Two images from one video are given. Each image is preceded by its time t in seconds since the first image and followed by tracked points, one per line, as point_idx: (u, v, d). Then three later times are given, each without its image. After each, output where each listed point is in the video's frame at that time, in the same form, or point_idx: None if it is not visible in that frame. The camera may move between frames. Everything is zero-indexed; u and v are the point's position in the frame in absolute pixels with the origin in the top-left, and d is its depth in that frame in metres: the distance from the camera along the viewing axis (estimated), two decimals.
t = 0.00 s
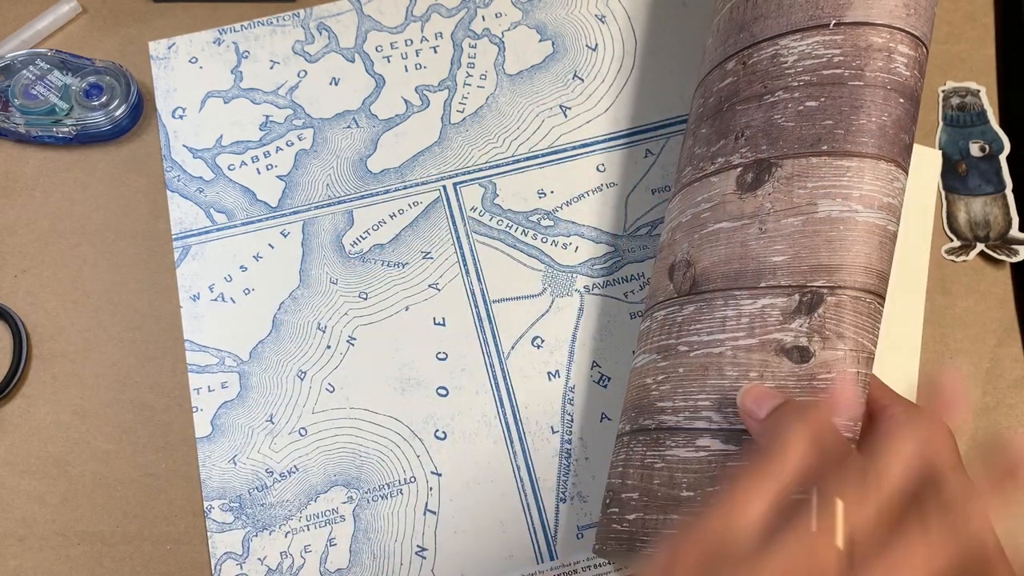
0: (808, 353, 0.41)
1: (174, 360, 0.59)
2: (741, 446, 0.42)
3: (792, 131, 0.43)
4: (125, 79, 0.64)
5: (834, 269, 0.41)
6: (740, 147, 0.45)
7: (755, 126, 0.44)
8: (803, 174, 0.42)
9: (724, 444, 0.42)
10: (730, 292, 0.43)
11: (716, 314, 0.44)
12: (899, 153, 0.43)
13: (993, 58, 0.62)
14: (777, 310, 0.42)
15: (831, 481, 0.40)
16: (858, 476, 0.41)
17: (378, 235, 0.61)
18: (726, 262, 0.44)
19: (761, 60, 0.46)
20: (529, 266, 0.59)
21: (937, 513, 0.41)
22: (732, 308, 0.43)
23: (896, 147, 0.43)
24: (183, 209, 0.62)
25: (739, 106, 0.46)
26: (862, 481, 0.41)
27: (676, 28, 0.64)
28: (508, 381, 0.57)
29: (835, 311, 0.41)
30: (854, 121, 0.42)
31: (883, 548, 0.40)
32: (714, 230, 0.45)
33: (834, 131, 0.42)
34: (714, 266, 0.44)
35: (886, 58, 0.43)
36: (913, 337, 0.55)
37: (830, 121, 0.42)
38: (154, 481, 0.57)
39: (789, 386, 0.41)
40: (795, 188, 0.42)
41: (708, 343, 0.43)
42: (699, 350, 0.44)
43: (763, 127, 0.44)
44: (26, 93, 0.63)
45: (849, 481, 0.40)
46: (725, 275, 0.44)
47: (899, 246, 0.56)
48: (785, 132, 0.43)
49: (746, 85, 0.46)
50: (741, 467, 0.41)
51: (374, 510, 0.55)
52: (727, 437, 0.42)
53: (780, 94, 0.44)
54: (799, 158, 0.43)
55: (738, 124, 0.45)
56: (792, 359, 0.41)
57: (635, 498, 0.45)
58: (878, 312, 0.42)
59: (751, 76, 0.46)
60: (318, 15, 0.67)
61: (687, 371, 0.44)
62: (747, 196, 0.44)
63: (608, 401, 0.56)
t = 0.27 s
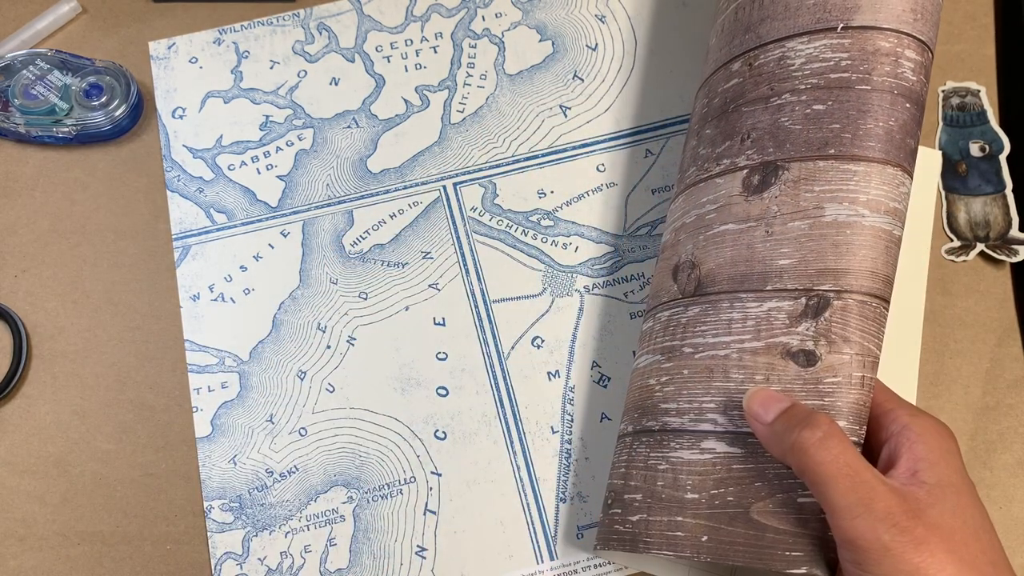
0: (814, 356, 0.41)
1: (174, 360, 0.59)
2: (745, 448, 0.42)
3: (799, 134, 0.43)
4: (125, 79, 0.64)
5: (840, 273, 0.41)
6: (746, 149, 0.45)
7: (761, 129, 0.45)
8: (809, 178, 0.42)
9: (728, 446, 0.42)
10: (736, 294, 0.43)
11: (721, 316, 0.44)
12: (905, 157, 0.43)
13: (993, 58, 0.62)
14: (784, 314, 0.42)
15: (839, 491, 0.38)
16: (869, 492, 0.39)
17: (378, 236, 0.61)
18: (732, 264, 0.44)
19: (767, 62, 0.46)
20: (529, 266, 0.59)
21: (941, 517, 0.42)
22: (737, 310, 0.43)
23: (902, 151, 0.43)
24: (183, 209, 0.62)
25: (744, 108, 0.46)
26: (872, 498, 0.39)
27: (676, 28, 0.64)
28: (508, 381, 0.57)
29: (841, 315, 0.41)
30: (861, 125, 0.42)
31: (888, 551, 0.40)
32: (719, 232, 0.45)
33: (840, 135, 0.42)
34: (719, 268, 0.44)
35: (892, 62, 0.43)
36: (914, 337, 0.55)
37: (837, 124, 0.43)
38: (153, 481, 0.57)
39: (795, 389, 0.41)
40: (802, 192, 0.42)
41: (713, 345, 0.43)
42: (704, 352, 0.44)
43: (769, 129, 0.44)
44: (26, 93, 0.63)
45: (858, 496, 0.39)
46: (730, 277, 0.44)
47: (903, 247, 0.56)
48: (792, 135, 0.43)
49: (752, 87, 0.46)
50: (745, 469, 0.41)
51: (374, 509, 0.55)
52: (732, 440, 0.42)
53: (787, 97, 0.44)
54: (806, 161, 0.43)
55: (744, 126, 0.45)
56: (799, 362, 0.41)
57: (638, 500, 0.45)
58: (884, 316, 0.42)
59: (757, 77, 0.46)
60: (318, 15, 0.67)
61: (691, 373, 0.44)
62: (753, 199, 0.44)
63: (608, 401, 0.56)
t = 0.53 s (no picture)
0: (816, 357, 0.41)
1: (174, 360, 0.59)
2: (747, 448, 0.42)
3: (800, 134, 0.43)
4: (125, 79, 0.64)
5: (842, 274, 0.41)
6: (748, 149, 0.45)
7: (762, 129, 0.45)
8: (811, 179, 0.42)
9: (730, 447, 0.42)
10: (738, 294, 0.43)
11: (723, 316, 0.44)
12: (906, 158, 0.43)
13: (993, 58, 0.62)
14: (786, 314, 0.42)
15: (841, 492, 0.38)
16: (871, 492, 0.39)
17: (378, 236, 0.61)
18: (733, 265, 0.44)
19: (769, 62, 0.46)
20: (529, 266, 0.59)
21: (942, 517, 0.42)
22: (739, 311, 0.43)
23: (904, 153, 0.43)
24: (183, 209, 0.62)
25: (746, 109, 0.46)
26: (874, 498, 0.39)
27: (676, 28, 0.64)
28: (508, 381, 0.57)
29: (843, 315, 0.41)
30: (862, 126, 0.42)
31: (890, 552, 0.40)
32: (721, 232, 0.45)
33: (842, 136, 0.42)
34: (720, 268, 0.44)
35: (894, 64, 0.43)
36: (914, 337, 0.55)
37: (839, 125, 0.43)
38: (153, 481, 0.57)
39: (796, 389, 0.41)
40: (804, 193, 0.42)
41: (715, 346, 0.43)
42: (705, 352, 0.44)
43: (771, 130, 0.44)
44: (26, 93, 0.63)
45: (860, 496, 0.39)
46: (731, 278, 0.44)
47: (904, 247, 0.56)
48: (794, 136, 0.43)
49: (754, 87, 0.46)
50: (747, 470, 0.41)
51: (374, 510, 0.55)
52: (734, 440, 0.42)
53: (789, 97, 0.44)
54: (808, 162, 0.43)
55: (745, 126, 0.45)
56: (800, 363, 0.41)
57: (639, 500, 0.45)
58: (885, 317, 0.42)
59: (759, 78, 0.46)
60: (318, 15, 0.67)
61: (693, 373, 0.44)
62: (755, 199, 0.44)
63: (608, 401, 0.56)
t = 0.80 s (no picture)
0: (816, 357, 0.41)
1: (174, 360, 0.59)
2: (747, 449, 0.42)
3: (801, 135, 0.43)
4: (125, 79, 0.64)
5: (842, 274, 0.41)
6: (748, 150, 0.45)
7: (763, 129, 0.45)
8: (812, 179, 0.42)
9: (730, 447, 0.42)
10: (737, 295, 0.43)
11: (723, 316, 0.44)
12: (907, 159, 0.43)
13: (993, 59, 0.62)
14: (786, 315, 0.42)
15: (841, 492, 0.38)
16: (871, 492, 0.39)
17: (378, 236, 0.61)
18: (733, 265, 0.44)
19: (769, 63, 0.46)
20: (529, 266, 0.59)
21: (943, 518, 0.42)
22: (739, 311, 0.43)
23: (904, 153, 0.43)
24: (183, 209, 0.62)
25: (746, 109, 0.46)
26: (875, 498, 0.39)
27: (676, 28, 0.64)
28: (508, 381, 0.57)
29: (843, 316, 0.41)
30: (863, 126, 0.42)
31: (890, 552, 0.40)
32: (721, 232, 0.45)
33: (843, 136, 0.42)
34: (720, 268, 0.44)
35: (895, 64, 0.43)
36: (915, 337, 0.55)
37: (840, 126, 0.43)
38: (153, 481, 0.57)
39: (797, 390, 0.41)
40: (804, 193, 0.42)
41: (715, 346, 0.43)
42: (705, 353, 0.44)
43: (772, 130, 0.44)
44: (26, 93, 0.63)
45: (860, 496, 0.39)
46: (731, 278, 0.44)
47: (905, 247, 0.56)
48: (794, 136, 0.43)
49: (754, 87, 0.46)
50: (747, 470, 0.41)
51: (374, 510, 0.55)
52: (734, 440, 0.42)
53: (790, 98, 0.44)
54: (809, 163, 0.43)
55: (746, 126, 0.45)
56: (801, 363, 0.41)
57: (639, 500, 0.45)
58: (886, 317, 0.42)
59: (760, 78, 0.46)
60: (318, 15, 0.67)
61: (693, 373, 0.44)
62: (755, 199, 0.44)
63: (608, 401, 0.56)
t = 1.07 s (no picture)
0: (815, 357, 0.41)
1: (174, 360, 0.59)
2: (746, 448, 0.42)
3: (800, 134, 0.43)
4: (125, 79, 0.64)
5: (841, 273, 0.41)
6: (747, 149, 0.45)
7: (762, 129, 0.45)
8: (811, 178, 0.42)
9: (729, 446, 0.42)
10: (737, 294, 0.43)
11: (722, 316, 0.44)
12: (906, 157, 0.43)
13: (993, 58, 0.62)
14: (785, 314, 0.42)
15: (841, 491, 0.38)
16: (871, 491, 0.39)
17: (377, 236, 0.61)
18: (733, 265, 0.44)
19: (768, 62, 0.46)
20: (528, 266, 0.59)
21: (942, 517, 0.42)
22: (738, 310, 0.43)
23: (903, 152, 0.43)
24: (183, 209, 0.62)
25: (745, 108, 0.46)
26: (874, 497, 0.39)
27: (676, 28, 0.64)
28: (508, 381, 0.57)
29: (843, 315, 0.41)
30: (861, 125, 0.42)
31: (890, 551, 0.40)
32: (721, 232, 0.45)
33: (841, 135, 0.42)
34: (720, 268, 0.44)
35: (893, 63, 0.43)
36: (914, 337, 0.55)
37: (838, 125, 0.43)
38: (153, 481, 0.57)
39: (796, 389, 0.41)
40: (803, 192, 0.42)
41: (715, 345, 0.43)
42: (705, 352, 0.44)
43: (770, 129, 0.44)
44: (26, 93, 0.63)
45: (860, 495, 0.39)
46: (731, 277, 0.44)
47: (905, 247, 0.56)
48: (793, 135, 0.43)
49: (753, 87, 0.46)
50: (746, 469, 0.41)
51: (374, 510, 0.55)
52: (733, 440, 0.42)
53: (788, 97, 0.44)
54: (807, 162, 0.43)
55: (744, 126, 0.45)
56: (800, 363, 0.41)
57: (639, 500, 0.45)
58: (885, 316, 0.42)
59: (758, 77, 0.46)
60: (318, 15, 0.67)
61: (693, 373, 0.44)
62: (754, 199, 0.44)
63: (608, 401, 0.56)
